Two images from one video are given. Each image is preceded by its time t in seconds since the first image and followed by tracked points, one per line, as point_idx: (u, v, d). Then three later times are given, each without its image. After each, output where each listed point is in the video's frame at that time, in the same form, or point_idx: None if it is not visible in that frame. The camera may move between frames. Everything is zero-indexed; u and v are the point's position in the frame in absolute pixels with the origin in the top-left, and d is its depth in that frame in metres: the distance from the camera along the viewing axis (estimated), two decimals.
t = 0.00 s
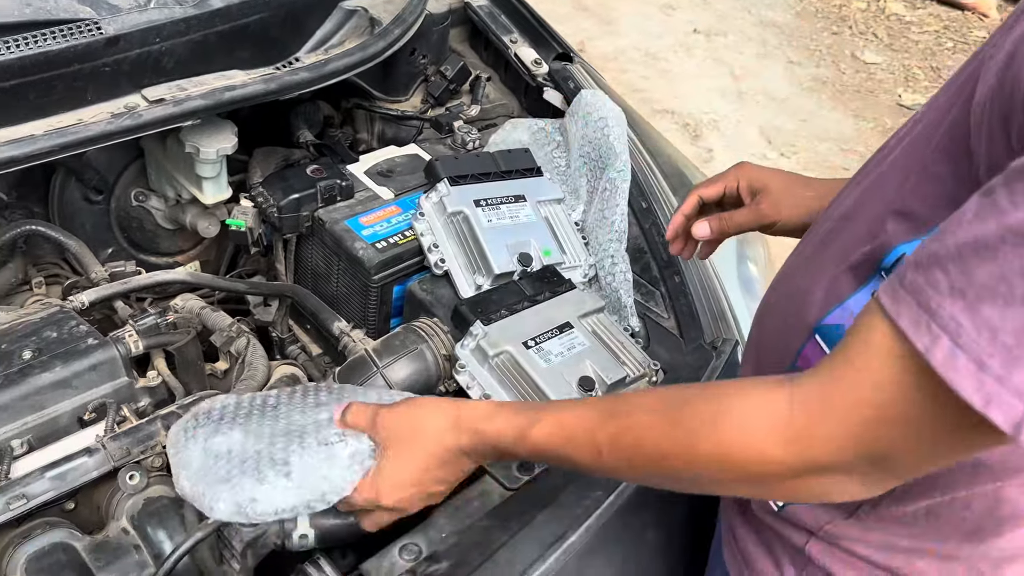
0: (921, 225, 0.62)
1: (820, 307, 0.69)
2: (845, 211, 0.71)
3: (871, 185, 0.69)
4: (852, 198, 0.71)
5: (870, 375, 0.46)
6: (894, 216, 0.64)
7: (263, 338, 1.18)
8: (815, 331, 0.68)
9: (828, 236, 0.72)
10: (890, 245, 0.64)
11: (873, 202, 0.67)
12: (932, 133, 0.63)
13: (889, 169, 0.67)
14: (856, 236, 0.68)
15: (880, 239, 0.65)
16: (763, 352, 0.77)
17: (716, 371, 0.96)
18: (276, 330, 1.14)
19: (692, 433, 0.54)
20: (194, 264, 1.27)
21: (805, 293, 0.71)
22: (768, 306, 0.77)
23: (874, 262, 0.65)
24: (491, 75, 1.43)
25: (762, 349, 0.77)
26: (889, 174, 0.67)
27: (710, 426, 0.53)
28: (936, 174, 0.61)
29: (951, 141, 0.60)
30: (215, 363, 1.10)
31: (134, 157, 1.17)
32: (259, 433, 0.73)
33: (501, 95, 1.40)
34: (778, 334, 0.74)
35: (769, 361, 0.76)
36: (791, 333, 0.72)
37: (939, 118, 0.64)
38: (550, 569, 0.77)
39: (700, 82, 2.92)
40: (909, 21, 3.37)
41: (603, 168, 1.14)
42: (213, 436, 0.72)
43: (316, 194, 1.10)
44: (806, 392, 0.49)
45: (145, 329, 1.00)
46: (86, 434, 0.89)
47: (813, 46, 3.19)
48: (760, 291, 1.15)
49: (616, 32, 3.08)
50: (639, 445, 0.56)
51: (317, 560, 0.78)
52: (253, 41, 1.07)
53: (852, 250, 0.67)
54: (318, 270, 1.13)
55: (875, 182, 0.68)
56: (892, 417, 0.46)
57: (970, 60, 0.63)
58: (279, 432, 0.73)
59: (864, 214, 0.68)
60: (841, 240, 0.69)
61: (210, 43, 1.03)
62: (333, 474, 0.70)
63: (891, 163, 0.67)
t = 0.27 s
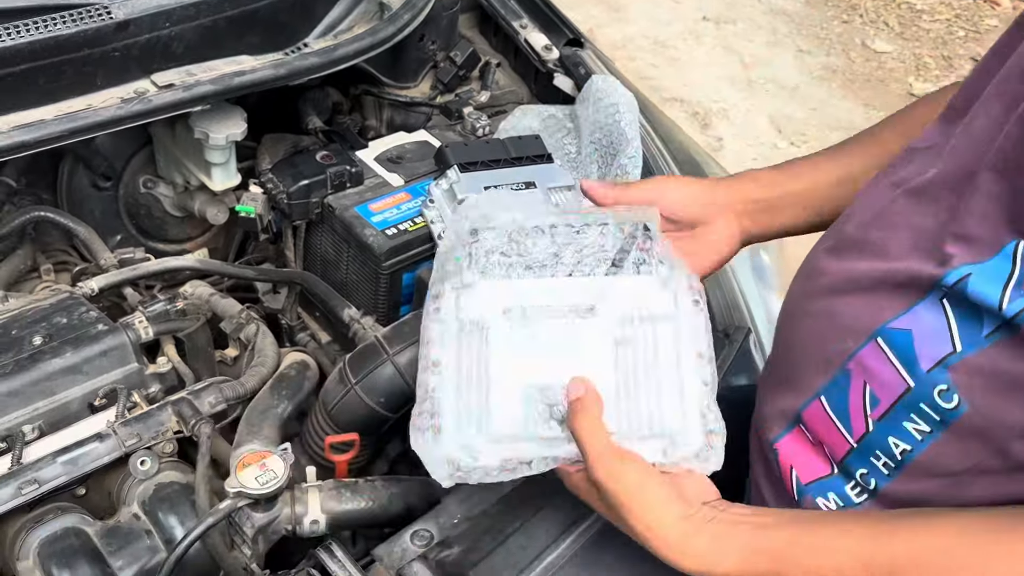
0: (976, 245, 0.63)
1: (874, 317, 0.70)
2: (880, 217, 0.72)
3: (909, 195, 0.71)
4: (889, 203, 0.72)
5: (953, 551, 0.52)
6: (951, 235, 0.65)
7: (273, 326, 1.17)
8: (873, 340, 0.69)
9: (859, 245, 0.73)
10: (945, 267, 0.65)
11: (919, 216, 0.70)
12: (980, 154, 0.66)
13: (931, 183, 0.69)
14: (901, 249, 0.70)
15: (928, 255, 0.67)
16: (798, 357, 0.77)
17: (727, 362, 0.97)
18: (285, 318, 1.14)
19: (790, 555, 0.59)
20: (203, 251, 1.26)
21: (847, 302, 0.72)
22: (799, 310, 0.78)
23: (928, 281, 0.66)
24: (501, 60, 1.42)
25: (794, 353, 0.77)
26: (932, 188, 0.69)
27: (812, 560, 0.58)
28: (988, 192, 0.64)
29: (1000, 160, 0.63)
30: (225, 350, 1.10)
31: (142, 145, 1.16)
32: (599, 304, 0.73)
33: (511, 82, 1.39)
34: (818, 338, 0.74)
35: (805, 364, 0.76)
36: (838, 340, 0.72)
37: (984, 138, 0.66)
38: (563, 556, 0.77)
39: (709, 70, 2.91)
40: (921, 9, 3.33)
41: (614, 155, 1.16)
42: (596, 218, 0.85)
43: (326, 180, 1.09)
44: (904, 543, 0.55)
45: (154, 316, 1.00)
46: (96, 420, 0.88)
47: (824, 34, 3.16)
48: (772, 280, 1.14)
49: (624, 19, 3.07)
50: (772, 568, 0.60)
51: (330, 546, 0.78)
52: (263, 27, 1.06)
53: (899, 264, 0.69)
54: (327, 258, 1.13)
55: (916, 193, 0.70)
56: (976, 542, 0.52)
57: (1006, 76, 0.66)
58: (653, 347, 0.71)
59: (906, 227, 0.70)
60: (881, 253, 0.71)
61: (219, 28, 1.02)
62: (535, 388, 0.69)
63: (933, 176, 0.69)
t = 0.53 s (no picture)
0: (1008, 238, 0.62)
1: (904, 309, 0.68)
2: (901, 208, 0.72)
3: (926, 185, 0.71)
4: (909, 192, 0.72)
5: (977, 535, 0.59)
6: (978, 232, 0.64)
7: (273, 314, 1.17)
8: (904, 332, 0.67)
9: (882, 236, 0.73)
10: (978, 261, 0.63)
11: (939, 206, 0.69)
12: (1003, 146, 0.67)
13: (951, 176, 0.69)
14: (925, 242, 0.69)
15: (956, 247, 0.66)
16: (825, 350, 0.76)
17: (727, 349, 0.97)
18: (284, 306, 1.14)
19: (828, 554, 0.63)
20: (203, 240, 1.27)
21: (875, 295, 0.71)
22: (825, 302, 0.77)
23: (959, 275, 0.64)
24: (500, 48, 1.41)
25: (820, 345, 0.76)
26: (951, 180, 0.69)
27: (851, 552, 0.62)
28: (1014, 185, 0.62)
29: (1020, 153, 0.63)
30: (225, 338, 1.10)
31: (141, 132, 1.16)
32: (640, 297, 0.87)
33: (511, 69, 1.39)
34: (847, 331, 0.73)
35: (834, 357, 0.74)
36: (867, 334, 0.71)
37: (1006, 130, 0.67)
38: (559, 540, 0.77)
39: (710, 59, 2.90)
40: None
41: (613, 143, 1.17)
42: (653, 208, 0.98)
43: (324, 167, 1.10)
44: (923, 536, 0.60)
45: (154, 303, 0.99)
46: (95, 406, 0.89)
47: (826, 23, 3.15)
48: (771, 267, 1.13)
49: (625, 7, 3.06)
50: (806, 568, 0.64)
51: (326, 530, 0.79)
52: (260, 14, 1.06)
53: (925, 256, 0.68)
54: (326, 245, 1.13)
55: (934, 184, 0.70)
56: (996, 528, 0.58)
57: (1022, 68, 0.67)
58: (689, 350, 0.86)
59: (926, 219, 0.70)
60: (906, 247, 0.70)
61: (217, 15, 1.02)
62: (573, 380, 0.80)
63: (954, 167, 0.70)
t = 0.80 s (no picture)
0: (1015, 220, 0.61)
1: (907, 293, 0.67)
2: (908, 191, 0.71)
3: (934, 168, 0.69)
4: (915, 175, 0.71)
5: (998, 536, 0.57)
6: (986, 214, 0.63)
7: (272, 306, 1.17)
8: (906, 317, 0.67)
9: (888, 220, 0.72)
10: (982, 243, 0.62)
11: (944, 188, 0.68)
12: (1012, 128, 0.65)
13: (958, 158, 0.68)
14: (930, 225, 0.68)
15: (961, 230, 0.65)
16: (826, 334, 0.75)
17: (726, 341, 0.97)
18: (284, 298, 1.14)
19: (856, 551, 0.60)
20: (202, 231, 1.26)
21: (879, 278, 0.71)
22: (829, 286, 0.76)
23: (961, 258, 0.63)
24: (500, 38, 1.41)
25: (820, 329, 0.76)
26: (958, 162, 0.68)
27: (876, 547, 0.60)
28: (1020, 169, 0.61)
29: None
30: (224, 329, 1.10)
31: (140, 123, 1.16)
32: (672, 291, 0.88)
33: (511, 60, 1.38)
34: (849, 314, 0.73)
35: (835, 341, 0.74)
36: (869, 318, 0.70)
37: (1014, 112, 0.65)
38: (560, 530, 0.77)
39: (711, 50, 2.89)
40: None
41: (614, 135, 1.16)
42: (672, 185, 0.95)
43: (323, 157, 1.09)
44: (954, 536, 0.58)
45: (153, 294, 0.99)
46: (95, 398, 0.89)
47: (828, 14, 3.14)
48: (771, 259, 1.13)
49: None
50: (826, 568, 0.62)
51: (326, 521, 0.79)
52: (259, 4, 1.06)
53: (928, 240, 0.67)
54: (325, 236, 1.13)
55: (940, 166, 0.69)
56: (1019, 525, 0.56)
57: None
58: (716, 349, 0.85)
59: (932, 202, 0.68)
60: (910, 230, 0.69)
61: (215, 5, 1.02)
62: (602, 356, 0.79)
63: (962, 149, 0.68)
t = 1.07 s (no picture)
0: (1006, 211, 0.60)
1: (899, 290, 0.67)
2: (897, 185, 0.70)
3: (922, 162, 0.69)
4: (903, 169, 0.70)
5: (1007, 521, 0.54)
6: (974, 205, 0.62)
7: (272, 304, 1.17)
8: (899, 315, 0.66)
9: (879, 216, 0.71)
10: (971, 234, 0.61)
11: (932, 180, 0.67)
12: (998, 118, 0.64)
13: (945, 149, 0.67)
14: (919, 218, 0.67)
15: (950, 222, 0.64)
16: (821, 334, 0.75)
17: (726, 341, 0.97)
18: (284, 296, 1.14)
19: (860, 523, 0.58)
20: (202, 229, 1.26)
21: (871, 276, 0.70)
22: (821, 284, 0.76)
23: (951, 251, 0.63)
24: (500, 36, 1.40)
25: (815, 328, 0.75)
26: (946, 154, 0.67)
27: (879, 521, 0.57)
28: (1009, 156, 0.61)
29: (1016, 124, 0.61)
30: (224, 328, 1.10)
31: (140, 121, 1.15)
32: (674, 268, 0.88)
33: (511, 57, 1.38)
34: (842, 313, 0.72)
35: (830, 341, 0.73)
36: (861, 316, 0.70)
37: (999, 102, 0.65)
38: (561, 530, 0.76)
39: (711, 47, 2.89)
40: None
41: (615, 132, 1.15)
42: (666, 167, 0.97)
43: (323, 156, 1.09)
44: (964, 510, 0.56)
45: (153, 293, 0.99)
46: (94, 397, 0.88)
47: (828, 11, 3.14)
48: (772, 257, 1.13)
49: None
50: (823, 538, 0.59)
51: (326, 521, 0.78)
52: (259, 2, 1.05)
53: (918, 233, 0.66)
54: (325, 235, 1.12)
55: (928, 159, 0.68)
56: None
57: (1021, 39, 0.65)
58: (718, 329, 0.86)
59: (921, 195, 0.68)
60: (899, 224, 0.68)
61: (215, 3, 1.01)
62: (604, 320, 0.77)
63: (948, 140, 0.68)
